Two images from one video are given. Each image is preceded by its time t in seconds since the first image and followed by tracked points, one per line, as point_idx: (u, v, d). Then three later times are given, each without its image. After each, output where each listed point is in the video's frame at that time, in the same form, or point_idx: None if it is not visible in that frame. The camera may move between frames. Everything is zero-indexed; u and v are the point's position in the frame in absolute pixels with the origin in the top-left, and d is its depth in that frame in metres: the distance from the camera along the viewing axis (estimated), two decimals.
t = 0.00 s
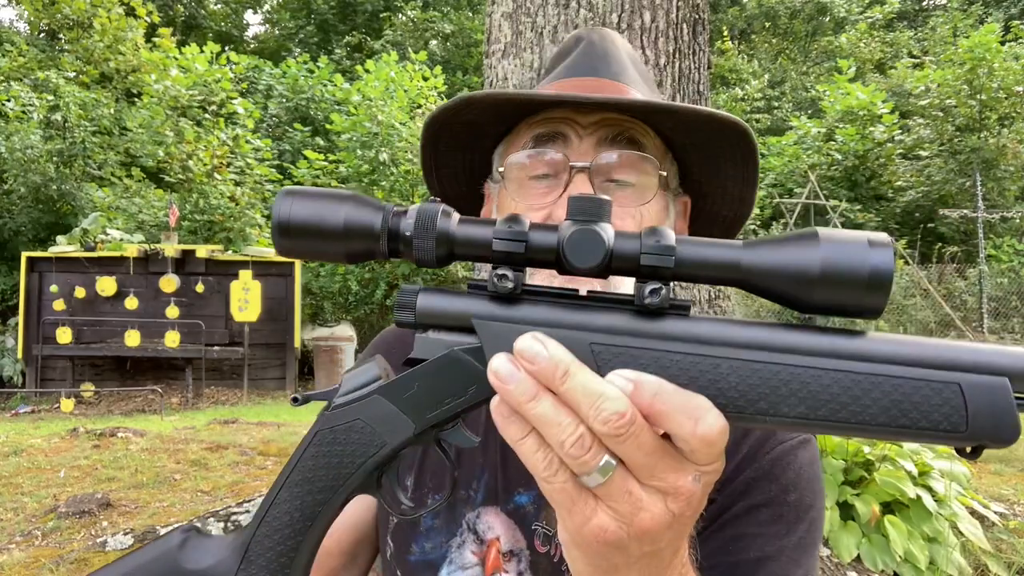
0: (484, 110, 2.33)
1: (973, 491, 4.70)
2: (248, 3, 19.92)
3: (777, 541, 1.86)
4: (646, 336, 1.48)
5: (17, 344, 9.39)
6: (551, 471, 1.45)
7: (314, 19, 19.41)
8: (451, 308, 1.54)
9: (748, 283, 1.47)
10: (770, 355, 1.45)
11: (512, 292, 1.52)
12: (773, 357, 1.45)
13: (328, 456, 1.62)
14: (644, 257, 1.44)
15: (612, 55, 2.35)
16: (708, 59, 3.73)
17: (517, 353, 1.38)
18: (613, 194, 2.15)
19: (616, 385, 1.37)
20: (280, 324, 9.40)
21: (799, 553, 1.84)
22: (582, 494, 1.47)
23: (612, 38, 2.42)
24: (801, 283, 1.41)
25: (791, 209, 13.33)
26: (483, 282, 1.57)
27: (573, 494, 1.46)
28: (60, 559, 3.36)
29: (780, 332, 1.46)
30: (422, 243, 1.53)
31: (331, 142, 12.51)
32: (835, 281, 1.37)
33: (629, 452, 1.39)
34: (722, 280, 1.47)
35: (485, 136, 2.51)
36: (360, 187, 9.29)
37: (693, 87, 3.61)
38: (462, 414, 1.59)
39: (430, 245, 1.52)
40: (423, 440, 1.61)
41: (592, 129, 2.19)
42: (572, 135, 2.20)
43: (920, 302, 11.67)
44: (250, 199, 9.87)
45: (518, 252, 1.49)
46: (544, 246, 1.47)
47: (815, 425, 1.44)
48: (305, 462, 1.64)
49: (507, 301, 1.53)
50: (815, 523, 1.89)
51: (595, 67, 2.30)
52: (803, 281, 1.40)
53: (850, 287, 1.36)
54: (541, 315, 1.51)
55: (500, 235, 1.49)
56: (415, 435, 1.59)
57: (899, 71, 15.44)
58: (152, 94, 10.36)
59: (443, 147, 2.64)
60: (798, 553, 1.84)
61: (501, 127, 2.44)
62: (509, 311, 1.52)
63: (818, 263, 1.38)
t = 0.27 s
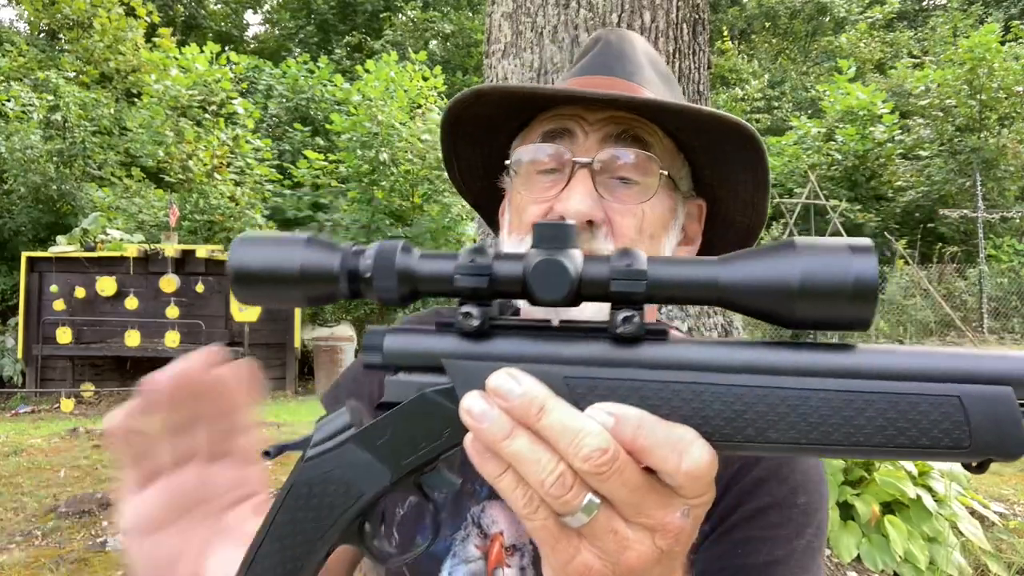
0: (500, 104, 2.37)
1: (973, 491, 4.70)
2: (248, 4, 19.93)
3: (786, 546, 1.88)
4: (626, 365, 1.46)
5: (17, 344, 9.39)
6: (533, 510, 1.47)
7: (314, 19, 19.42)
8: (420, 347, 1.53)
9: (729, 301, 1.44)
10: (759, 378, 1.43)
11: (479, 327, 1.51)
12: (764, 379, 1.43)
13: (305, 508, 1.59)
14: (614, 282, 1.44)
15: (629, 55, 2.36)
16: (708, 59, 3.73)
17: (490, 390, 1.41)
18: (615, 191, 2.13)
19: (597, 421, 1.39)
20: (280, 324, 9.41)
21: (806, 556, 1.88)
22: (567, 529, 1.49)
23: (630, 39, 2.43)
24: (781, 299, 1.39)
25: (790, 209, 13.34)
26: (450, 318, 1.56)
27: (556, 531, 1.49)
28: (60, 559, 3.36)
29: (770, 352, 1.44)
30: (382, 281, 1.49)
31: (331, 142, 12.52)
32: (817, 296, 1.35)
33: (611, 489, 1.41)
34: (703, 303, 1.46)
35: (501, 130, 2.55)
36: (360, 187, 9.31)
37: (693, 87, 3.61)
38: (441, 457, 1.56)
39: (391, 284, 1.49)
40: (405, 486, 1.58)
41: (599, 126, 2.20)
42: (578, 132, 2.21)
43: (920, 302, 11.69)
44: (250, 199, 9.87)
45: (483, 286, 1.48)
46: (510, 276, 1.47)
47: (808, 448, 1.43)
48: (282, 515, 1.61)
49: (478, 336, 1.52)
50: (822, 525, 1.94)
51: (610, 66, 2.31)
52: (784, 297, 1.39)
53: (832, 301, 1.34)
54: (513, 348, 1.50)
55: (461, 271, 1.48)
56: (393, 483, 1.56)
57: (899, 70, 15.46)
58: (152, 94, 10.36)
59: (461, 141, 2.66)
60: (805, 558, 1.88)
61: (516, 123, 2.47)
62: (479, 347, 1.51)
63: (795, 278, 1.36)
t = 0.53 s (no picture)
0: (509, 105, 2.35)
1: (973, 491, 4.70)
2: (248, 4, 19.92)
3: (783, 544, 1.91)
4: (564, 375, 1.48)
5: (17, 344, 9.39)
6: (480, 514, 1.51)
7: (314, 19, 19.43)
8: (367, 366, 1.58)
9: (660, 306, 1.46)
10: (692, 381, 1.45)
11: (422, 345, 1.53)
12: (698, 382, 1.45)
13: (269, 529, 1.66)
14: (547, 292, 1.45)
15: (629, 59, 2.37)
16: (708, 59, 3.73)
17: (433, 403, 1.42)
18: (638, 191, 2.15)
19: (535, 429, 1.40)
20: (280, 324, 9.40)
21: (803, 555, 1.91)
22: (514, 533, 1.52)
23: (624, 42, 2.45)
24: (707, 299, 1.41)
25: (791, 209, 13.35)
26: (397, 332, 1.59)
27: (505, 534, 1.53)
28: (60, 559, 3.35)
29: (703, 354, 1.46)
30: (328, 304, 1.58)
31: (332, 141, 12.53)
32: (737, 293, 1.38)
33: (550, 495, 1.43)
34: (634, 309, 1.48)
35: (504, 133, 2.53)
36: (360, 187, 9.33)
37: (694, 87, 3.60)
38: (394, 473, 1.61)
39: (336, 307, 1.57)
40: (363, 503, 1.63)
41: (618, 128, 2.22)
42: (598, 133, 2.22)
43: (920, 302, 11.70)
44: (250, 199, 9.86)
45: (424, 303, 1.51)
46: (448, 291, 1.51)
47: (743, 446, 1.44)
48: (249, 537, 1.68)
49: (424, 354, 1.55)
50: (816, 524, 1.97)
51: (612, 68, 2.32)
52: (711, 296, 1.40)
53: (754, 298, 1.37)
54: (456, 362, 1.52)
55: (400, 289, 1.52)
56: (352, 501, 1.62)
57: (899, 70, 15.46)
58: (152, 94, 10.36)
59: (457, 143, 2.64)
60: (801, 556, 1.91)
61: (521, 124, 2.46)
62: (428, 363, 1.54)
63: (720, 277, 1.38)
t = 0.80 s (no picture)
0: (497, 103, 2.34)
1: (973, 491, 4.70)
2: (247, 3, 19.92)
3: (778, 544, 1.89)
4: (542, 380, 1.46)
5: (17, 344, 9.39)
6: (458, 520, 1.49)
7: (314, 19, 19.43)
8: (349, 374, 1.58)
9: (638, 309, 1.43)
10: (669, 385, 1.41)
11: (402, 353, 1.54)
12: (674, 385, 1.41)
13: (257, 535, 1.67)
14: (523, 298, 1.44)
15: (615, 56, 2.38)
16: (708, 59, 3.73)
17: (413, 409, 1.41)
18: (628, 188, 2.16)
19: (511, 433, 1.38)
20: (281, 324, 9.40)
21: (799, 554, 1.89)
22: (490, 539, 1.50)
23: (611, 40, 2.45)
24: (684, 301, 1.38)
25: (791, 209, 13.36)
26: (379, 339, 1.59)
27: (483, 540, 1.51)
28: (60, 559, 3.35)
29: (681, 358, 1.43)
30: (311, 314, 1.58)
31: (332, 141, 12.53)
32: (711, 295, 1.34)
33: (526, 500, 1.40)
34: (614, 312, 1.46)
35: (493, 131, 2.53)
36: (360, 187, 9.33)
37: (693, 87, 3.60)
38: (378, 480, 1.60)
39: (319, 317, 1.57)
40: (348, 510, 1.62)
41: (607, 125, 2.21)
42: (587, 130, 2.20)
43: (920, 302, 11.71)
44: (250, 200, 9.88)
45: (404, 311, 1.52)
46: (427, 299, 1.50)
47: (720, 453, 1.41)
48: (238, 542, 1.69)
49: (407, 361, 1.55)
50: (812, 525, 1.95)
51: (598, 66, 2.32)
52: (687, 298, 1.37)
53: (731, 301, 1.33)
54: (437, 368, 1.52)
55: (380, 297, 1.52)
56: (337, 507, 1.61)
57: (899, 70, 15.47)
58: (152, 94, 10.35)
59: (445, 144, 2.65)
60: (798, 556, 1.89)
61: (510, 123, 2.45)
62: (408, 369, 1.54)
63: (696, 279, 1.34)
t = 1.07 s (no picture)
0: (471, 107, 2.38)
1: (972, 490, 4.70)
2: (248, 4, 19.92)
3: (777, 544, 1.89)
4: (543, 394, 1.45)
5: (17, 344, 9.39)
6: (456, 538, 1.49)
7: (314, 19, 19.43)
8: (348, 384, 1.58)
9: (644, 321, 1.41)
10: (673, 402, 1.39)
11: (400, 362, 1.53)
12: (679, 403, 1.39)
13: (253, 545, 1.70)
14: (524, 308, 1.42)
15: (595, 55, 2.37)
16: (708, 59, 3.73)
17: (409, 424, 1.42)
18: (604, 183, 2.14)
19: (510, 449, 1.39)
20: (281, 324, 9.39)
21: (798, 555, 1.89)
22: (490, 559, 1.50)
23: (592, 40, 2.44)
24: (692, 313, 1.35)
25: (791, 209, 13.38)
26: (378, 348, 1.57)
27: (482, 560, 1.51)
28: (60, 559, 3.35)
29: (689, 372, 1.40)
30: (307, 317, 1.57)
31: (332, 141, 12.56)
32: (722, 310, 1.31)
33: (525, 519, 1.41)
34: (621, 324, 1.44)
35: (476, 137, 2.57)
36: (360, 187, 9.34)
37: (693, 87, 3.60)
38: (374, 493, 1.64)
39: (315, 321, 1.56)
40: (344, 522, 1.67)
41: (579, 121, 2.21)
42: (559, 128, 2.21)
43: (920, 302, 11.71)
44: (250, 200, 9.89)
45: (403, 319, 1.50)
46: (426, 306, 1.49)
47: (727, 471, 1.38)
48: (234, 552, 1.72)
49: (406, 371, 1.54)
50: (811, 524, 1.94)
51: (576, 65, 2.32)
52: (694, 310, 1.35)
53: (740, 316, 1.30)
54: (438, 380, 1.51)
55: (379, 305, 1.50)
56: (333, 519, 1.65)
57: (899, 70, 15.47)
58: (152, 94, 10.34)
59: (430, 150, 2.67)
60: (797, 556, 1.89)
61: (491, 126, 2.49)
62: (407, 381, 1.53)
63: (704, 292, 1.32)
